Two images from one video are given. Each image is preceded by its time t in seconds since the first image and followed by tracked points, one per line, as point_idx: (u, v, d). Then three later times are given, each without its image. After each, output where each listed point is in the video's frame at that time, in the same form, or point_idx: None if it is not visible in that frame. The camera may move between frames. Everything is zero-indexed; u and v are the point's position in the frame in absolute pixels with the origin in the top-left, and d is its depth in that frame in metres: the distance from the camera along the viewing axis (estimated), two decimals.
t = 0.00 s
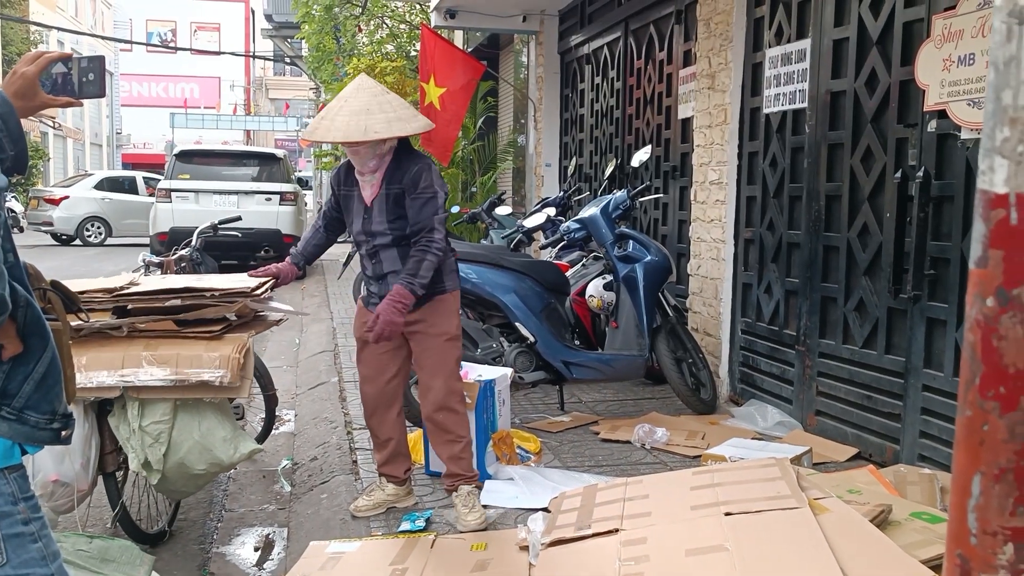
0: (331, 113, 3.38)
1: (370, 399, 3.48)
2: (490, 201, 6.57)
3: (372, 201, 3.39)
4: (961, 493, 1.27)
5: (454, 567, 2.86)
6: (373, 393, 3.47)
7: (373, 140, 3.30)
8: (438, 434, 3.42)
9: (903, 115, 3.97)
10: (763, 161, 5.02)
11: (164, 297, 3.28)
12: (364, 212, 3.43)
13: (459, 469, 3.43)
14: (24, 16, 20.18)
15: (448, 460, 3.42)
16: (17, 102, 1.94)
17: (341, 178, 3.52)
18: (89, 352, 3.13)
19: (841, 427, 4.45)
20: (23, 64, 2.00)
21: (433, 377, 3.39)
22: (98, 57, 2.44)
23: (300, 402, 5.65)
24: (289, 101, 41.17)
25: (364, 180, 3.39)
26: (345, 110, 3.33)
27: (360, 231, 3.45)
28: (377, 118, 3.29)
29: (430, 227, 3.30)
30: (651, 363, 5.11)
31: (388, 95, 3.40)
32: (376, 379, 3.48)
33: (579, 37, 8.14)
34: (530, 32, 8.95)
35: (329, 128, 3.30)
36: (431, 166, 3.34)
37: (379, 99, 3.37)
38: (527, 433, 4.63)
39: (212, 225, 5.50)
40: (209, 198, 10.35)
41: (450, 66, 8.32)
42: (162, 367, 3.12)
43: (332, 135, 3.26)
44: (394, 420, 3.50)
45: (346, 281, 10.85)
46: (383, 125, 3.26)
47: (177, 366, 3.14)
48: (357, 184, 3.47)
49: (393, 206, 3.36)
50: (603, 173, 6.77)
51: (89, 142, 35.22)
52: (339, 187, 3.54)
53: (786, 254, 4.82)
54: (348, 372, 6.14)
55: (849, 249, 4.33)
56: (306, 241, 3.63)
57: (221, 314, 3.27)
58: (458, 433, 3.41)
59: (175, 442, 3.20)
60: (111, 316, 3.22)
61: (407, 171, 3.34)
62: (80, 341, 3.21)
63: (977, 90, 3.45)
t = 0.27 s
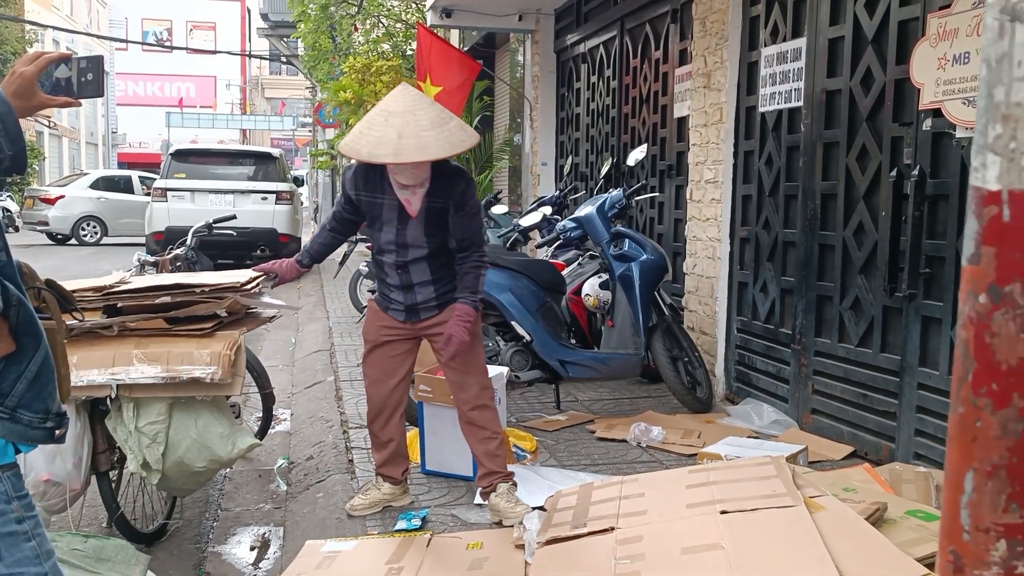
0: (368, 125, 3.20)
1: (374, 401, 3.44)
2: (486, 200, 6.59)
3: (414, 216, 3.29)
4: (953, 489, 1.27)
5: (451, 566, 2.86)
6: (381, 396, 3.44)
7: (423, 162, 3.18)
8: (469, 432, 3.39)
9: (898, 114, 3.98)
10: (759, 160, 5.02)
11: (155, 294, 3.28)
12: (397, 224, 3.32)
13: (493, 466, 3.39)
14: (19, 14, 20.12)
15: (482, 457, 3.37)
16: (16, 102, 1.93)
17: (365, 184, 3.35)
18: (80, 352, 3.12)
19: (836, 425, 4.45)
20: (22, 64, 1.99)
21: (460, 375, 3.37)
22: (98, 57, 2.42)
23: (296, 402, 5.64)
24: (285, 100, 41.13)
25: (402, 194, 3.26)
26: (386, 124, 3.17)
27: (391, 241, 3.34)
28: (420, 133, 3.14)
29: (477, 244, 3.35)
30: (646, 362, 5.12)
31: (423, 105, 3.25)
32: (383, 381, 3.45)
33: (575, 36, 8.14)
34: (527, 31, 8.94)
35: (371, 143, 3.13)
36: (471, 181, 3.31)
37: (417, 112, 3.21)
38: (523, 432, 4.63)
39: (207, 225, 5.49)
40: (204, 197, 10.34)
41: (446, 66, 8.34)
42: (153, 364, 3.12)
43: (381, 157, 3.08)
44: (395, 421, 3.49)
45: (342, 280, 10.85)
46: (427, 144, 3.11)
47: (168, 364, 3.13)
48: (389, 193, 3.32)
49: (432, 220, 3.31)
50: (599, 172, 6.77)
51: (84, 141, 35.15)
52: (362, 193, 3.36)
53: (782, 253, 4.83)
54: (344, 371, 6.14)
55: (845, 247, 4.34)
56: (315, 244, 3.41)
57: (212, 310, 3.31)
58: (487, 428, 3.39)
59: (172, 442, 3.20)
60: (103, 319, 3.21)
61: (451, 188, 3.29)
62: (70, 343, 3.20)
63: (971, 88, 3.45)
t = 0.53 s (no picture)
0: (455, 184, 2.88)
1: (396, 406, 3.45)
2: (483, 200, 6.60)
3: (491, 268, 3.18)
4: (949, 488, 1.27)
5: (448, 565, 2.85)
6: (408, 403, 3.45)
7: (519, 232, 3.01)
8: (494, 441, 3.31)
9: (895, 114, 3.98)
10: (756, 159, 5.02)
11: (154, 295, 3.30)
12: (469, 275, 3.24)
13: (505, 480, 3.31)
14: (15, 14, 20.05)
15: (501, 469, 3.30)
16: (20, 108, 1.94)
17: (438, 236, 3.19)
18: (79, 352, 3.12)
19: (833, 424, 4.45)
20: (28, 70, 1.99)
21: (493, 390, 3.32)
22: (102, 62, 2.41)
23: (293, 401, 5.63)
24: (283, 100, 41.11)
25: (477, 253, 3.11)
26: (478, 186, 2.84)
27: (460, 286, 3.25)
28: (520, 202, 2.81)
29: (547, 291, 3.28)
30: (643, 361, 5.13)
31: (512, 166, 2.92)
32: (413, 388, 3.45)
33: (572, 35, 8.14)
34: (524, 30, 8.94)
35: (461, 207, 2.79)
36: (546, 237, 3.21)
37: (507, 175, 2.87)
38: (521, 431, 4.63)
39: (205, 224, 5.48)
40: (201, 197, 10.33)
41: (444, 66, 8.35)
42: (152, 365, 3.11)
43: (484, 228, 2.75)
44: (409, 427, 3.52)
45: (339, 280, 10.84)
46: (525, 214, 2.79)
47: (167, 364, 3.12)
48: (462, 247, 3.20)
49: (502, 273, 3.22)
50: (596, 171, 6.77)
51: (81, 141, 35.10)
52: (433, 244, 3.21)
53: (779, 252, 4.83)
54: (342, 371, 6.14)
55: (842, 246, 4.34)
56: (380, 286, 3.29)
57: (211, 312, 3.31)
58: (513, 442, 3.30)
59: (167, 443, 3.20)
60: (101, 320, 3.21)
61: (526, 249, 3.19)
62: (68, 344, 3.20)
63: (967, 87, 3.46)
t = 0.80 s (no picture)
0: (540, 282, 2.74)
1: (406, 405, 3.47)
2: (481, 199, 6.62)
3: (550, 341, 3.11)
4: (943, 487, 1.28)
5: (446, 563, 2.86)
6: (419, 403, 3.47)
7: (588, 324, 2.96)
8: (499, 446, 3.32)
9: (892, 113, 3.99)
10: (753, 159, 5.03)
11: (150, 294, 3.31)
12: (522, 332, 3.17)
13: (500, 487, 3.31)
14: (13, 14, 20.00)
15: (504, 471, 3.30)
16: (26, 111, 1.94)
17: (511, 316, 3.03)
18: (76, 351, 3.12)
19: (831, 423, 4.46)
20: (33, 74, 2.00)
21: (512, 413, 3.31)
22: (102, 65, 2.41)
23: (292, 402, 5.63)
24: (281, 100, 41.10)
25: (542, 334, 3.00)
26: (565, 293, 2.71)
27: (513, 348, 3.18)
28: (605, 310, 2.73)
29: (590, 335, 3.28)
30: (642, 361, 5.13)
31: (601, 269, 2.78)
32: (424, 390, 3.47)
33: (570, 35, 8.14)
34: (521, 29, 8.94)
35: (548, 315, 2.69)
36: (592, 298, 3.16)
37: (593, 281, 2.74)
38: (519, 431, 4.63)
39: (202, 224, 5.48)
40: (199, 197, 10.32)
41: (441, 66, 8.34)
42: (148, 365, 3.11)
43: (570, 338, 2.67)
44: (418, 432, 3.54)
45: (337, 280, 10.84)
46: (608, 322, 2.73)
47: (164, 364, 3.12)
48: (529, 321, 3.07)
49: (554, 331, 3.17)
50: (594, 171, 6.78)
51: (79, 141, 35.05)
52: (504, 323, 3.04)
53: (777, 251, 4.84)
54: (340, 370, 6.14)
55: (839, 246, 4.34)
56: (465, 388, 3.05)
57: (207, 311, 3.32)
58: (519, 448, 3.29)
59: (163, 442, 3.19)
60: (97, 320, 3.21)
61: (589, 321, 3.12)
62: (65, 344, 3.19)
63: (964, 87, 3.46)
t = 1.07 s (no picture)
0: (568, 297, 2.71)
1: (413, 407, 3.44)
2: (480, 199, 6.64)
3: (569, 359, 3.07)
4: (940, 484, 1.28)
5: (445, 562, 2.86)
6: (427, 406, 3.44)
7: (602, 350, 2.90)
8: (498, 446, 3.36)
9: (891, 112, 3.99)
10: (751, 158, 5.04)
11: (149, 294, 3.31)
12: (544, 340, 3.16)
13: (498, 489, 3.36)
14: (11, 13, 19.97)
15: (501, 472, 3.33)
16: (27, 110, 1.93)
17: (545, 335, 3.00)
18: (76, 351, 3.12)
19: (830, 423, 4.46)
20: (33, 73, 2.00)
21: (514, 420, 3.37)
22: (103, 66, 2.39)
23: (290, 401, 5.63)
24: (280, 100, 41.10)
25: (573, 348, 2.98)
26: (594, 307, 2.67)
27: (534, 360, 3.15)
28: (633, 323, 2.70)
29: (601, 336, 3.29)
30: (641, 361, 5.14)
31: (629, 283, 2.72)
32: (432, 393, 3.43)
33: (568, 34, 8.14)
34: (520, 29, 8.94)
35: (578, 331, 2.67)
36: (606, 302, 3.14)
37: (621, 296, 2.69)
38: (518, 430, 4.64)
39: (201, 224, 5.48)
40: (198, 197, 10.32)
41: (440, 65, 8.34)
42: (148, 365, 3.11)
43: (600, 354, 2.65)
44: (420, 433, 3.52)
45: (336, 280, 10.84)
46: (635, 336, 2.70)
47: (163, 364, 3.12)
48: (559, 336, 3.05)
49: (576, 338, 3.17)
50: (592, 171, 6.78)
51: (78, 141, 35.03)
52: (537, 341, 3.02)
53: (775, 250, 4.84)
54: (338, 370, 6.14)
55: (838, 245, 4.35)
56: (511, 415, 3.03)
57: (206, 311, 3.33)
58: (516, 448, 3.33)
59: (162, 442, 3.19)
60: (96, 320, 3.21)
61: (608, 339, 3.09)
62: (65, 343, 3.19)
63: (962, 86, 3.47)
